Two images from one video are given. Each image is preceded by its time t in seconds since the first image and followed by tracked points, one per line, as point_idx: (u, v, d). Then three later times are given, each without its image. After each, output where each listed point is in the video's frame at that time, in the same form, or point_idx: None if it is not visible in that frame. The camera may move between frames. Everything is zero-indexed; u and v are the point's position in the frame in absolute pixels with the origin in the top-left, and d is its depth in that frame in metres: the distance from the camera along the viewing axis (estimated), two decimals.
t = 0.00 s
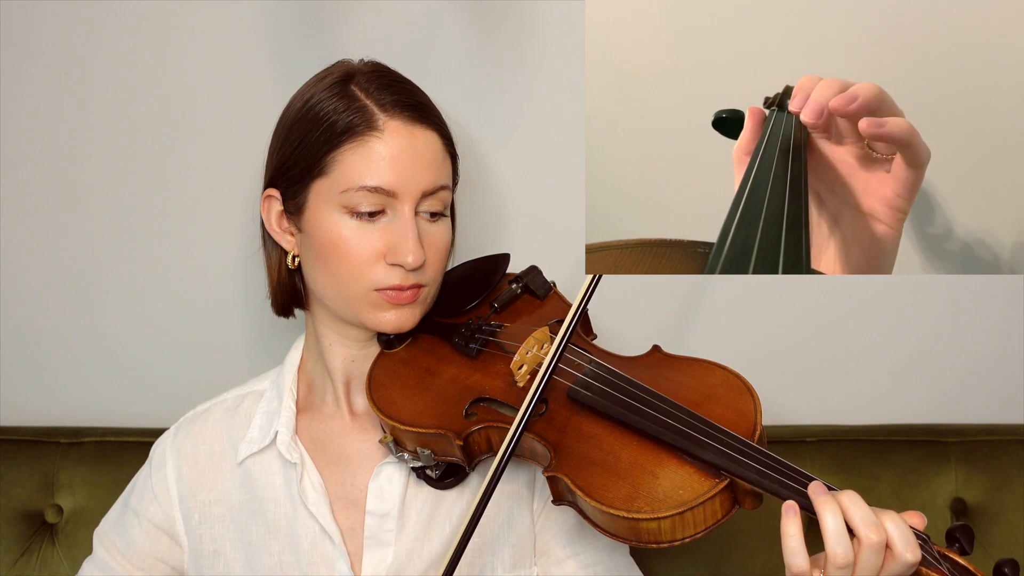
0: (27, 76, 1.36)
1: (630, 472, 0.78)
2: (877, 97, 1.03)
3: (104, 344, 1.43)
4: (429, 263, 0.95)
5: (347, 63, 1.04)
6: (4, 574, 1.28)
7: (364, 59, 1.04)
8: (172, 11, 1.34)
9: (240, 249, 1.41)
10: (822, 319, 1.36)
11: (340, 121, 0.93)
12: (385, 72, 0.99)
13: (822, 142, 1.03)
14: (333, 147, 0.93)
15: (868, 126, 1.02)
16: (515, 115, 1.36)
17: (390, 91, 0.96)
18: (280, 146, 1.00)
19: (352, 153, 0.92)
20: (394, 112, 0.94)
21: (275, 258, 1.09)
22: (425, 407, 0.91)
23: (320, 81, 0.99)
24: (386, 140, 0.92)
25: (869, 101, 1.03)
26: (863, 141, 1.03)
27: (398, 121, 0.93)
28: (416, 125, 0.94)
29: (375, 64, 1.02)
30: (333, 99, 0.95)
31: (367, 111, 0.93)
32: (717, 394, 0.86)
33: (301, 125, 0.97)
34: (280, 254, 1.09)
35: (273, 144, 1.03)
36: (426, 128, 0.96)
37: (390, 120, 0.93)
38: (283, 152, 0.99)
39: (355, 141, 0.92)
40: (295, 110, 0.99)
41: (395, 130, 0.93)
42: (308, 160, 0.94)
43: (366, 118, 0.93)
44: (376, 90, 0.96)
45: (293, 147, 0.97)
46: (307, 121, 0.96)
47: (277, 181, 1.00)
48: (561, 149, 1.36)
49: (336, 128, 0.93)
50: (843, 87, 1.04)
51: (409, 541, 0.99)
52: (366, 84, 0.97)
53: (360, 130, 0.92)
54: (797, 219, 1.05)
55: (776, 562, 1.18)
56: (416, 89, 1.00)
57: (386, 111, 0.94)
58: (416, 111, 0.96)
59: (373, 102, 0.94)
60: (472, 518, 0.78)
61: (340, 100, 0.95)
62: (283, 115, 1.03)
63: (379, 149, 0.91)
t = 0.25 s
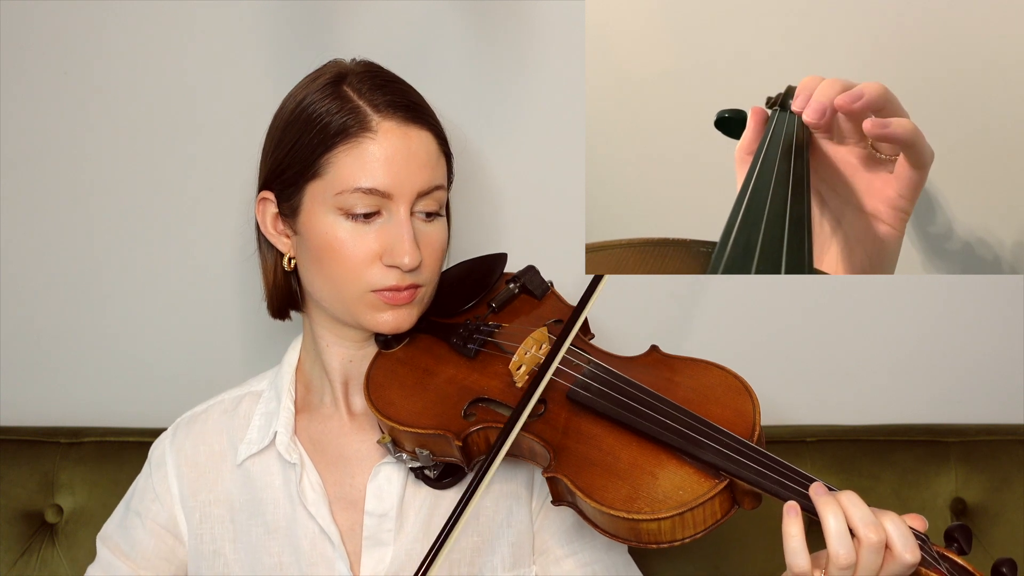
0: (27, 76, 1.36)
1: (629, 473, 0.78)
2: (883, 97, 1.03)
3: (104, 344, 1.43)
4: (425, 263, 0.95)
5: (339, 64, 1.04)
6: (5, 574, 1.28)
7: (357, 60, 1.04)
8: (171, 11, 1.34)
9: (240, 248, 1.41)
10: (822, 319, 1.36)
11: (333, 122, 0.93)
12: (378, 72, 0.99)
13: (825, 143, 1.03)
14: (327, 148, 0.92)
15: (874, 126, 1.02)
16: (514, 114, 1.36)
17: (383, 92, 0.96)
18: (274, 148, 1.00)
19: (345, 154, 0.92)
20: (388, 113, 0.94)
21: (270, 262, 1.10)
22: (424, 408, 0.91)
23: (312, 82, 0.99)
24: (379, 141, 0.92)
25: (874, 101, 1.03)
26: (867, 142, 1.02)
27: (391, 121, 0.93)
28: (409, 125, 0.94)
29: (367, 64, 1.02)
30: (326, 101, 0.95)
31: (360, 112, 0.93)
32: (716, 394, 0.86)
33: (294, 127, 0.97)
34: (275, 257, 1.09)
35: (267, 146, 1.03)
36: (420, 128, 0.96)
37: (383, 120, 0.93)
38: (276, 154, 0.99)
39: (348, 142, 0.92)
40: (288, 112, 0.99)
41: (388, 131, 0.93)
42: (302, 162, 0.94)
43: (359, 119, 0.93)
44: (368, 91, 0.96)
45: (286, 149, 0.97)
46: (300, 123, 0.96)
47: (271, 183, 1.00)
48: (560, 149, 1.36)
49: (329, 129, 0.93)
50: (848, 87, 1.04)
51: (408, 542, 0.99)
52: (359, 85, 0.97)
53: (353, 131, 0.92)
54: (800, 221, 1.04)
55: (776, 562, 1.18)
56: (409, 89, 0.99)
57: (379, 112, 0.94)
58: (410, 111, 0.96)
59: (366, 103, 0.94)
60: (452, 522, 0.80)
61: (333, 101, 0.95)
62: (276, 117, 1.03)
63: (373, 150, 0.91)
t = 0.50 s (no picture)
0: (26, 76, 1.36)
1: (635, 474, 0.78)
2: (883, 97, 1.03)
3: (104, 344, 1.43)
4: (429, 264, 0.95)
5: (343, 64, 1.04)
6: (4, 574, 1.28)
7: (360, 60, 1.04)
8: (171, 11, 1.34)
9: (240, 248, 1.41)
10: (822, 319, 1.36)
11: (337, 123, 0.93)
12: (381, 73, 0.99)
13: (826, 143, 1.03)
14: (331, 148, 0.92)
15: (874, 127, 1.03)
16: (514, 115, 1.36)
17: (387, 92, 0.96)
18: (277, 148, 1.00)
19: (350, 154, 0.92)
20: (392, 113, 0.94)
21: (273, 261, 1.09)
22: (428, 409, 0.91)
23: (315, 82, 0.99)
24: (383, 142, 0.92)
25: (875, 101, 1.03)
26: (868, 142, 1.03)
27: (395, 122, 0.93)
28: (413, 126, 0.94)
29: (371, 64, 1.02)
30: (330, 101, 0.95)
31: (364, 113, 0.93)
32: (721, 396, 0.86)
33: (298, 127, 0.97)
34: (278, 257, 1.09)
35: (270, 146, 1.03)
36: (424, 128, 0.96)
37: (387, 121, 0.93)
38: (279, 154, 0.99)
39: (352, 142, 0.92)
40: (291, 112, 0.99)
41: (392, 131, 0.93)
42: (305, 163, 0.94)
43: (363, 120, 0.93)
44: (372, 91, 0.96)
45: (290, 150, 0.97)
46: (304, 123, 0.96)
47: (274, 183, 1.00)
48: (561, 149, 1.36)
49: (333, 130, 0.93)
50: (848, 87, 1.04)
51: (410, 542, 0.99)
52: (363, 85, 0.97)
53: (357, 132, 0.92)
54: (800, 225, 1.05)
55: (776, 563, 1.18)
56: (412, 89, 0.99)
57: (383, 112, 0.94)
58: (414, 111, 0.96)
59: (370, 103, 0.94)
60: (451, 522, 0.80)
61: (337, 101, 0.95)
62: (279, 117, 1.03)
63: (377, 150, 0.91)
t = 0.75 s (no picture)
0: (26, 76, 1.36)
1: (638, 476, 0.78)
2: (884, 97, 1.03)
3: (104, 344, 1.42)
4: (434, 263, 0.95)
5: (351, 62, 1.04)
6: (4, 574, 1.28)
7: (369, 59, 1.04)
8: (171, 11, 1.34)
9: (240, 248, 1.41)
10: (822, 319, 1.36)
11: (345, 121, 0.93)
12: (390, 72, 0.99)
13: (826, 143, 1.04)
14: (339, 147, 0.92)
15: (874, 127, 1.03)
16: (515, 115, 1.36)
17: (396, 91, 0.96)
18: (284, 146, 1.00)
19: (358, 153, 0.92)
20: (400, 112, 0.94)
21: (278, 260, 1.10)
22: (431, 410, 0.91)
23: (324, 80, 0.99)
24: (392, 140, 0.92)
25: (875, 101, 1.03)
26: (867, 141, 1.03)
27: (404, 121, 0.93)
28: (422, 125, 0.94)
29: (379, 64, 1.02)
30: (339, 99, 0.95)
31: (373, 111, 0.93)
32: (724, 400, 0.86)
33: (306, 125, 0.97)
34: (284, 256, 1.10)
35: (277, 143, 1.03)
36: (433, 128, 0.96)
37: (396, 120, 0.93)
38: (287, 152, 0.99)
39: (361, 141, 0.92)
40: (300, 110, 0.99)
41: (401, 130, 0.93)
42: (313, 161, 0.94)
43: (372, 118, 0.93)
44: (382, 90, 0.96)
45: (297, 147, 0.97)
46: (312, 121, 0.96)
47: (281, 181, 1.00)
48: (561, 149, 1.36)
49: (341, 128, 0.93)
50: (847, 87, 1.04)
51: (411, 542, 0.99)
52: (372, 84, 0.97)
53: (366, 130, 0.92)
54: (801, 225, 1.06)
55: (776, 563, 1.18)
56: (421, 89, 0.99)
57: (392, 111, 0.94)
58: (422, 111, 0.96)
59: (379, 102, 0.94)
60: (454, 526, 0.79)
61: (346, 100, 0.95)
62: (286, 115, 1.03)
63: (386, 149, 0.91)
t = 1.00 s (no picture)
0: (26, 76, 1.36)
1: (636, 477, 0.78)
2: (882, 98, 1.03)
3: (103, 344, 1.43)
4: (433, 263, 0.95)
5: (350, 63, 1.04)
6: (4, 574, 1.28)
7: (368, 59, 1.04)
8: (171, 10, 1.34)
9: (239, 248, 1.41)
10: (822, 318, 1.36)
11: (345, 122, 0.93)
12: (389, 73, 0.99)
13: (825, 143, 1.03)
14: (338, 147, 0.92)
15: (873, 127, 1.02)
16: (515, 114, 1.36)
17: (395, 92, 0.96)
18: (282, 146, 1.00)
19: (357, 153, 0.92)
20: (400, 113, 0.94)
21: (276, 259, 1.10)
22: (429, 411, 0.91)
23: (323, 81, 0.99)
24: (391, 140, 0.92)
25: (874, 102, 1.03)
26: (866, 143, 1.02)
27: (403, 121, 0.93)
28: (421, 126, 0.94)
29: (378, 64, 1.02)
30: (338, 99, 0.95)
31: (372, 112, 0.93)
32: (722, 400, 0.86)
33: (304, 125, 0.97)
34: (281, 255, 1.09)
35: (275, 144, 1.03)
36: (431, 128, 0.96)
37: (395, 120, 0.93)
38: (285, 152, 0.99)
39: (360, 141, 0.92)
40: (298, 111, 0.99)
41: (400, 130, 0.93)
42: (312, 161, 0.94)
43: (371, 118, 0.93)
44: (381, 91, 0.96)
45: (296, 148, 0.97)
46: (311, 122, 0.96)
47: (279, 181, 1.00)
48: (561, 149, 1.36)
49: (340, 128, 0.93)
50: (845, 88, 1.04)
51: (410, 544, 0.99)
52: (371, 85, 0.97)
53: (365, 130, 0.92)
54: (800, 226, 1.05)
55: (776, 562, 1.18)
56: (420, 90, 0.99)
57: (391, 111, 0.94)
58: (422, 111, 0.96)
59: (379, 103, 0.94)
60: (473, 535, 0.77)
61: (345, 100, 0.95)
62: (284, 115, 1.03)
63: (385, 149, 0.91)
